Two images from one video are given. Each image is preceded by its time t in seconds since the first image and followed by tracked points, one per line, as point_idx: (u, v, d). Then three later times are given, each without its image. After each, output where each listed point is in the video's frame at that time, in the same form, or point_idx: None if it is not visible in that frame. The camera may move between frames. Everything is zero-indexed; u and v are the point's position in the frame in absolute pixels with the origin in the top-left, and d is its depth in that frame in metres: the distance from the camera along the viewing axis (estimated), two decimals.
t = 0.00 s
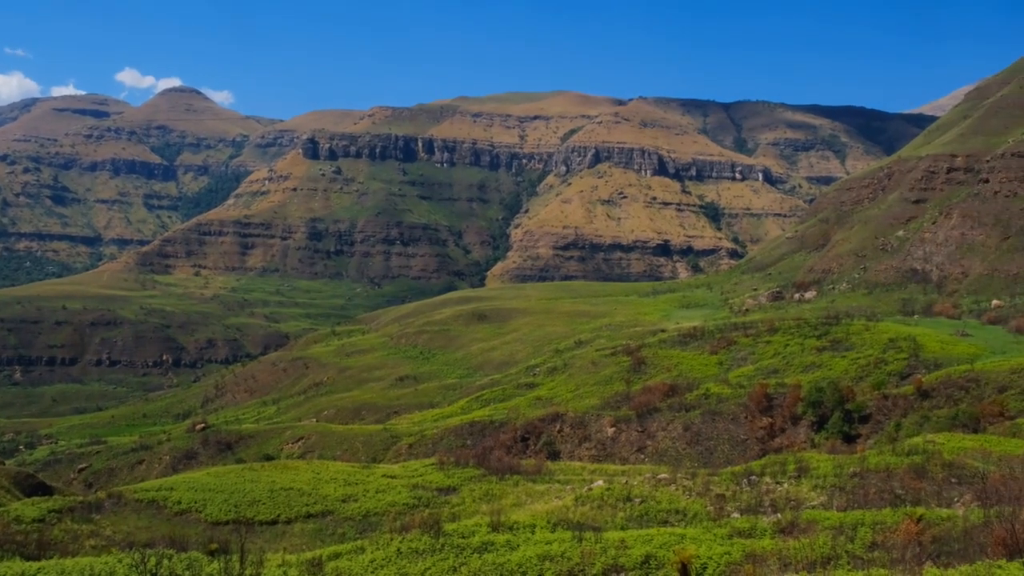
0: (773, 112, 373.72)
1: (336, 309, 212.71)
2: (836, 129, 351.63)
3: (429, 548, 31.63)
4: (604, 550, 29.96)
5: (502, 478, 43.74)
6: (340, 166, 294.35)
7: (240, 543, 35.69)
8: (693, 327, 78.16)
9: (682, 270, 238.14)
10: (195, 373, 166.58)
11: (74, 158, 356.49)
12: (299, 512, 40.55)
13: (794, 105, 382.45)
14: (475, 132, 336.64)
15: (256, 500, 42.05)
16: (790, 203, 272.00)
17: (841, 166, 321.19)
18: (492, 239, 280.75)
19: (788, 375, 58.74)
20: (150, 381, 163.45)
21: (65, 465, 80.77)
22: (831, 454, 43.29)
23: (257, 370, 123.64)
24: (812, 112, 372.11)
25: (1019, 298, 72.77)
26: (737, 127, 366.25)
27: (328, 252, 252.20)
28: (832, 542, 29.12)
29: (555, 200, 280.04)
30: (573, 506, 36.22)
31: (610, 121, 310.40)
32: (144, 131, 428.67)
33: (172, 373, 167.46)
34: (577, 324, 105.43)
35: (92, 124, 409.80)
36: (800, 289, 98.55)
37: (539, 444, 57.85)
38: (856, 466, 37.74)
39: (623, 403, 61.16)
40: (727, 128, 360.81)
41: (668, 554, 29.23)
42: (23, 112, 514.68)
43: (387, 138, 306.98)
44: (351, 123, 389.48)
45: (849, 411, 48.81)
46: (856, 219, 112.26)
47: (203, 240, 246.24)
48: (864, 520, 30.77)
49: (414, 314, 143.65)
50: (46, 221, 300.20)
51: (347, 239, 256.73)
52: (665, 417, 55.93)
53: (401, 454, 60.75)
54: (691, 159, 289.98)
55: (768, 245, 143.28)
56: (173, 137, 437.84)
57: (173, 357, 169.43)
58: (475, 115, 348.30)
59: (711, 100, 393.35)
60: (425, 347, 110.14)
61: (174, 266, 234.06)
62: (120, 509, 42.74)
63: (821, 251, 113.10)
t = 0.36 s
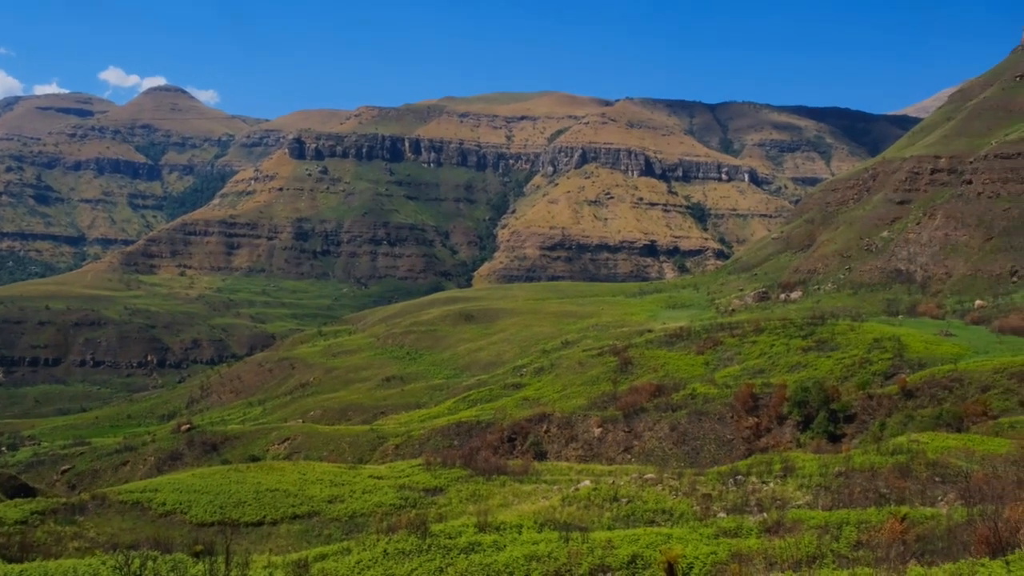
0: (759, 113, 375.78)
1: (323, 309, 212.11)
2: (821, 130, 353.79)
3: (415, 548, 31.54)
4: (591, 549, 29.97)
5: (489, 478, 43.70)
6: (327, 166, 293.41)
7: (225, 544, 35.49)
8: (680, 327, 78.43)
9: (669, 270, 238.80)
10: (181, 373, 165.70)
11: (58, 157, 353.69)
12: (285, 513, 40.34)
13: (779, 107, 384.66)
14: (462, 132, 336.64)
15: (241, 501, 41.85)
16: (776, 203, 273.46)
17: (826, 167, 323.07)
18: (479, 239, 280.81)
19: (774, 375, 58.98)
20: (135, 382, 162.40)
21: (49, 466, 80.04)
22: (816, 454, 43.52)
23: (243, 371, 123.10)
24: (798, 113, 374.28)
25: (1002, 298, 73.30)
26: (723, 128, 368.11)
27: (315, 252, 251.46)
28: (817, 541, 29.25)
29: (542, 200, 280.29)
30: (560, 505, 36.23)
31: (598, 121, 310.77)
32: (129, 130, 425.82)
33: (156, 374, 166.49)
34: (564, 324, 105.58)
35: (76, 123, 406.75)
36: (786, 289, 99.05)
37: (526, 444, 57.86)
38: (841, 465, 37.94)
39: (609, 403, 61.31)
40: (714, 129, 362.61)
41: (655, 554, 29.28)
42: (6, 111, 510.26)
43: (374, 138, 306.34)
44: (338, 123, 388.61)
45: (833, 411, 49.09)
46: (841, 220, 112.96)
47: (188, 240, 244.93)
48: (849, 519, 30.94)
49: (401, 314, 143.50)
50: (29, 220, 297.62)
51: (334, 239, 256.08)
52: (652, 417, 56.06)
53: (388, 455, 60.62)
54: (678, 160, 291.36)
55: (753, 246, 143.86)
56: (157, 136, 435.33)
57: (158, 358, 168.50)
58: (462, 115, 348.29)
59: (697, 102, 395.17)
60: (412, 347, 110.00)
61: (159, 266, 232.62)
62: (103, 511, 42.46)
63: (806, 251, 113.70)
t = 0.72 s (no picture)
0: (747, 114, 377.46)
1: (311, 309, 211.50)
2: (809, 132, 355.54)
3: (404, 549, 31.46)
4: (579, 550, 29.96)
5: (477, 479, 43.62)
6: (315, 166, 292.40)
7: (212, 545, 35.28)
8: (668, 327, 78.53)
9: (657, 271, 239.15)
10: (167, 374, 164.83)
11: (43, 156, 350.99)
12: (273, 515, 40.14)
13: (767, 108, 386.47)
14: (451, 133, 336.48)
15: (228, 502, 41.64)
16: (764, 204, 274.61)
17: (814, 168, 324.57)
18: (468, 240, 280.64)
19: (762, 376, 59.16)
20: (121, 383, 161.28)
21: (33, 467, 79.36)
22: (804, 454, 43.67)
23: (230, 372, 122.58)
24: (786, 114, 376.08)
25: (988, 298, 73.76)
26: (711, 129, 369.58)
27: (303, 252, 250.72)
28: (804, 541, 29.33)
29: (530, 201, 280.35)
30: (549, 506, 36.23)
31: (586, 122, 311.15)
32: (115, 129, 423.37)
33: (143, 374, 165.60)
34: (553, 325, 105.55)
35: (62, 121, 403.86)
36: (773, 290, 99.46)
37: (515, 445, 57.82)
38: (828, 465, 38.10)
39: (598, 403, 61.40)
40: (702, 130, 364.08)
41: (644, 554, 29.28)
42: None
43: (363, 139, 305.70)
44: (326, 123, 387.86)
45: (821, 411, 49.28)
46: (828, 221, 113.54)
47: (175, 240, 243.60)
48: (837, 518, 31.04)
49: (389, 315, 143.25)
50: (14, 219, 295.28)
51: (322, 240, 255.45)
52: (640, 417, 56.13)
53: (376, 456, 60.45)
54: (666, 161, 292.70)
55: (742, 247, 144.28)
56: (144, 136, 432.89)
57: (145, 358, 167.67)
58: (451, 116, 348.10)
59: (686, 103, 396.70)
60: (401, 348, 109.65)
61: (146, 266, 231.19)
62: (89, 512, 42.18)
63: (794, 252, 114.12)
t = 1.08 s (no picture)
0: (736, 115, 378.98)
1: (299, 310, 210.92)
2: (797, 133, 357.11)
3: (393, 551, 31.35)
4: (568, 551, 29.98)
5: (466, 480, 43.56)
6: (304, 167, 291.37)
7: (200, 547, 35.07)
8: (657, 328, 78.63)
9: (646, 271, 239.42)
10: (155, 375, 164.02)
11: (29, 156, 348.50)
12: (261, 516, 39.96)
13: (755, 109, 388.11)
14: (440, 133, 336.31)
15: (216, 504, 41.46)
16: (752, 205, 275.64)
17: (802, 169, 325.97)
18: (457, 241, 280.49)
19: (750, 376, 59.36)
20: (108, 385, 160.30)
21: (19, 469, 78.75)
22: (792, 454, 43.85)
23: (218, 373, 122.08)
24: (774, 116, 377.71)
25: (974, 299, 74.23)
26: (700, 130, 370.93)
27: (292, 253, 250.04)
28: (793, 541, 29.42)
29: (519, 202, 280.34)
30: (538, 507, 36.21)
31: (576, 123, 311.51)
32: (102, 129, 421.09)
33: (130, 376, 164.77)
34: (542, 326, 105.57)
35: (48, 121, 401.27)
36: (762, 290, 99.86)
37: (504, 446, 57.82)
38: (817, 465, 38.21)
39: (587, 404, 61.46)
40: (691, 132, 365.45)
41: (633, 555, 29.31)
42: None
43: (352, 139, 305.17)
44: (315, 123, 387.03)
45: (809, 411, 49.48)
46: (815, 222, 114.08)
47: (163, 241, 242.39)
48: (825, 518, 31.15)
49: (379, 315, 143.06)
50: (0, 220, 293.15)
51: (311, 240, 254.91)
52: (630, 418, 56.21)
53: (365, 456, 60.31)
54: (655, 162, 293.88)
55: (730, 248, 144.79)
56: (132, 136, 430.61)
57: (132, 360, 166.96)
58: (440, 116, 347.92)
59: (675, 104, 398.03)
60: (390, 348, 109.38)
61: (133, 267, 229.89)
62: (75, 515, 41.95)
63: (782, 253, 114.61)
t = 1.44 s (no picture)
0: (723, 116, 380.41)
1: (286, 312, 210.24)
2: (784, 134, 358.80)
3: (381, 552, 31.29)
4: (557, 551, 29.98)
5: (454, 481, 43.48)
6: (291, 167, 290.16)
7: (187, 550, 34.84)
8: (644, 329, 78.75)
9: (634, 272, 239.79)
10: (141, 377, 163.08)
11: (13, 156, 345.64)
12: (248, 518, 39.80)
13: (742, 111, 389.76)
14: (427, 134, 335.94)
15: (202, 506, 41.25)
16: (740, 206, 276.76)
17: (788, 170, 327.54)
18: (445, 241, 280.26)
19: (738, 376, 59.62)
20: (93, 387, 159.08)
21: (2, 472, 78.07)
22: (779, 454, 44.02)
23: (205, 374, 121.49)
24: (761, 117, 379.32)
25: (959, 299, 74.74)
26: (687, 131, 372.32)
27: (279, 254, 249.24)
28: (780, 541, 29.53)
29: (507, 202, 280.35)
30: (526, 507, 36.20)
31: (563, 124, 311.75)
32: (87, 129, 418.07)
33: (116, 378, 163.71)
34: (530, 326, 105.58)
35: (32, 122, 397.98)
36: (749, 291, 100.18)
37: (492, 447, 57.77)
38: (804, 465, 38.40)
39: (575, 404, 61.51)
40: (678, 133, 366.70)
41: (620, 555, 29.35)
42: None
43: (339, 140, 304.53)
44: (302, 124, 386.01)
45: (796, 411, 49.72)
46: (802, 223, 114.67)
47: (149, 242, 240.93)
48: (811, 518, 31.32)
49: (366, 316, 142.71)
50: None
51: (298, 241, 254.17)
52: (617, 418, 56.30)
53: (353, 458, 60.14)
54: (643, 163, 294.94)
55: (717, 248, 145.25)
56: (117, 136, 427.88)
57: (117, 361, 165.94)
58: (428, 117, 347.58)
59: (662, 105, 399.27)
60: (378, 349, 109.12)
61: (119, 268, 228.36)
62: (60, 518, 41.68)
63: (769, 253, 115.14)
